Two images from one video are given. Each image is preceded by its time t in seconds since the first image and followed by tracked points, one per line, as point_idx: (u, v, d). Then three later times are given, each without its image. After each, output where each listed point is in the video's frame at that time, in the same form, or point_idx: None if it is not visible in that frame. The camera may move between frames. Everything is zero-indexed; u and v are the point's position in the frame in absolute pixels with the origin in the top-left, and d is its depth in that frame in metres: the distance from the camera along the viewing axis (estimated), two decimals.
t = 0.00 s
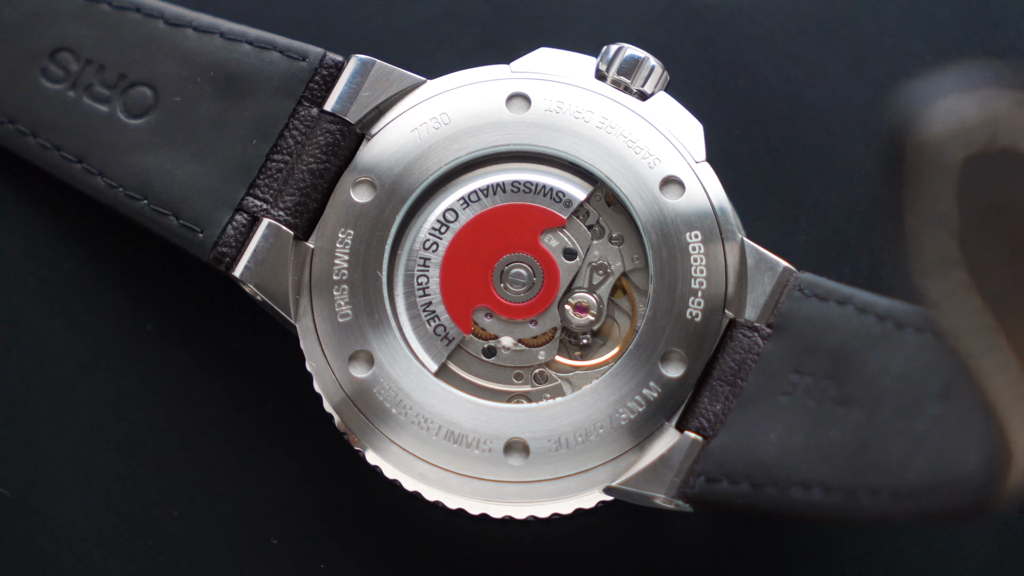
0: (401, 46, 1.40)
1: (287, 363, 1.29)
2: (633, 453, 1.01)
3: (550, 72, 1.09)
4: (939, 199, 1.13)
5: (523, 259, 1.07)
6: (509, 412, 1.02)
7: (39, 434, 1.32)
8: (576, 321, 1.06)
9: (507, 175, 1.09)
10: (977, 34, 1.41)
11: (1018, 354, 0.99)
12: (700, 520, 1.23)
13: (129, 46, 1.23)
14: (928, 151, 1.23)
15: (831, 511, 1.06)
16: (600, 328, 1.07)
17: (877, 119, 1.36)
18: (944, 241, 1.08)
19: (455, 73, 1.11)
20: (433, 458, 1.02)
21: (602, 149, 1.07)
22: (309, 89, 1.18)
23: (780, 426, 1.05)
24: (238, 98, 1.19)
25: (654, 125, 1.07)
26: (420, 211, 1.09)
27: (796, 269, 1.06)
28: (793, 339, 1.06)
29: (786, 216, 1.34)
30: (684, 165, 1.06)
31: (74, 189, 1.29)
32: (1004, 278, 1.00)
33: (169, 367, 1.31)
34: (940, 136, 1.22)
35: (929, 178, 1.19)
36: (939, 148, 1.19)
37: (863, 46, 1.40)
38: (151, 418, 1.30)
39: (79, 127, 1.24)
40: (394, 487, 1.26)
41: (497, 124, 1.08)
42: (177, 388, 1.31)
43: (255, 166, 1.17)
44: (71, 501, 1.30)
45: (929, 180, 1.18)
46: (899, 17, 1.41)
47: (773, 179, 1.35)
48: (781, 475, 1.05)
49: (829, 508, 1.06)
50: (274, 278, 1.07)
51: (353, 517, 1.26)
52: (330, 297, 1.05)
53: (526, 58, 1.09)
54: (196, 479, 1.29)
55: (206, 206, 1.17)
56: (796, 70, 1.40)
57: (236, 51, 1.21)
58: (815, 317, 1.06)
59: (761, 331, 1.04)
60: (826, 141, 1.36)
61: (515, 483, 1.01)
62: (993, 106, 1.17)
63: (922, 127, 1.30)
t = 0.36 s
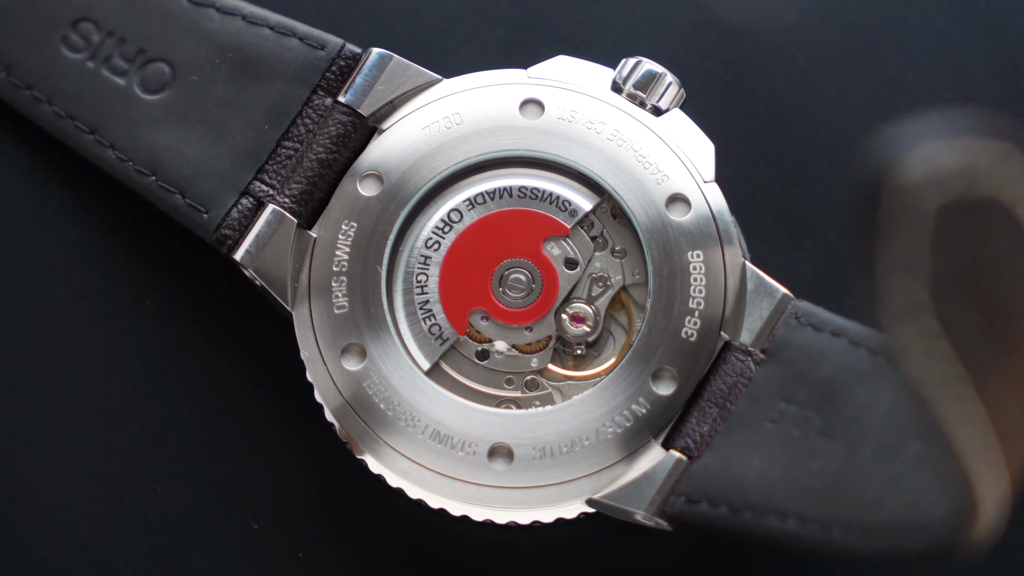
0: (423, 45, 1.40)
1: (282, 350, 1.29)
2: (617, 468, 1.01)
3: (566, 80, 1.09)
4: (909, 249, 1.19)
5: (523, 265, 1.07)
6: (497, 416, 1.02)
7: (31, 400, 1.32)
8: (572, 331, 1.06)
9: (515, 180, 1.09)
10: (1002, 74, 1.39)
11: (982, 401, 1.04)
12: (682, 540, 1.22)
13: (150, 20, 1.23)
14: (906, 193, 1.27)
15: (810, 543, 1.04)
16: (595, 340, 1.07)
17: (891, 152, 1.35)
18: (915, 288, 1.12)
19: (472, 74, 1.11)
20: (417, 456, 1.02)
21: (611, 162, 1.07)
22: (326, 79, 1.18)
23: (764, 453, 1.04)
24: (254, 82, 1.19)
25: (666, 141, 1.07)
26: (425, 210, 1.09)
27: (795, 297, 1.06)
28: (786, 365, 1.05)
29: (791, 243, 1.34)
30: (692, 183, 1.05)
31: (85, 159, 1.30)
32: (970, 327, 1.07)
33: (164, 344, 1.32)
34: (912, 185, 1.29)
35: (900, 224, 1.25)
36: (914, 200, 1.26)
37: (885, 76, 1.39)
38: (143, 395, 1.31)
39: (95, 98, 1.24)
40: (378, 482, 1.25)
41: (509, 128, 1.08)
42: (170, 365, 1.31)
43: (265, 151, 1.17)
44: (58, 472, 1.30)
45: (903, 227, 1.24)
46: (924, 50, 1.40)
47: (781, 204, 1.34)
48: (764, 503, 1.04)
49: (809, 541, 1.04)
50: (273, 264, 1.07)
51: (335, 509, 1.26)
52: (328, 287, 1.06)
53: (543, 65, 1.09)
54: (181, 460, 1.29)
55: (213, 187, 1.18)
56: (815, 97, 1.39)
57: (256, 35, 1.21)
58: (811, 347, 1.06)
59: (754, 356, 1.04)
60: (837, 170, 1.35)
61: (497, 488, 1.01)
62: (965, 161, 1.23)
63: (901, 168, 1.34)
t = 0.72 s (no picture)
0: (446, 45, 1.41)
1: (277, 337, 1.29)
2: (600, 481, 1.00)
3: (582, 90, 1.09)
4: (880, 288, 1.04)
5: (523, 271, 1.07)
6: (484, 420, 1.02)
7: (27, 366, 1.33)
8: (566, 341, 1.06)
9: (522, 185, 1.09)
10: None
11: (948, 454, 0.95)
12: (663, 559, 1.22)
13: None
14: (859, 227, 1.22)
15: None
16: (589, 351, 1.07)
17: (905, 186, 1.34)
18: (882, 329, 1.01)
19: (488, 77, 1.11)
20: (403, 453, 1.03)
21: (620, 175, 1.06)
22: (342, 70, 1.18)
23: (744, 477, 1.03)
24: (271, 68, 1.19)
25: (677, 158, 1.07)
26: (430, 208, 1.10)
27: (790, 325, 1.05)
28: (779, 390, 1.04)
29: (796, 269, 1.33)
30: (698, 203, 1.05)
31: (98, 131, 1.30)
32: (940, 380, 0.96)
33: (161, 321, 1.32)
34: (888, 225, 1.11)
35: (876, 267, 1.06)
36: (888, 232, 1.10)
37: (905, 109, 1.37)
38: (136, 369, 1.31)
39: (112, 71, 1.24)
40: (362, 476, 1.25)
41: (521, 134, 1.08)
42: (166, 342, 1.31)
43: (275, 137, 1.17)
44: (46, 438, 1.31)
45: (872, 271, 1.06)
46: (946, 87, 1.39)
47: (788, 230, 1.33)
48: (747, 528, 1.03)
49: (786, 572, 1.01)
50: (274, 251, 1.08)
51: (316, 499, 1.25)
52: (328, 278, 1.06)
53: (560, 73, 1.10)
54: (168, 437, 1.29)
55: (222, 169, 1.18)
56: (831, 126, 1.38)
57: (277, 21, 1.21)
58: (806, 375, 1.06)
59: (745, 380, 1.03)
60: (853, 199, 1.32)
61: (478, 492, 1.01)
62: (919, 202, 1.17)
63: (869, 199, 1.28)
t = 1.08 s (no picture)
0: (469, 39, 1.38)
1: (275, 323, 1.29)
2: (584, 492, 1.00)
3: (596, 101, 1.09)
4: (853, 324, 1.13)
5: (523, 277, 1.07)
6: (472, 422, 1.02)
7: (27, 334, 1.34)
8: (561, 350, 1.06)
9: (529, 191, 1.09)
10: None
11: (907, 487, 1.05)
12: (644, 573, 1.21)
13: None
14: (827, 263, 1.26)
15: None
16: (583, 361, 1.07)
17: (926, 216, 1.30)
18: (854, 366, 1.09)
19: (503, 81, 1.11)
20: (389, 449, 1.03)
21: (627, 188, 1.06)
22: (359, 63, 1.19)
23: (724, 500, 1.03)
24: (289, 55, 1.19)
25: (686, 174, 1.06)
26: (435, 208, 1.10)
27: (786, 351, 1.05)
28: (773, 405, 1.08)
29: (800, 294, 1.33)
30: (702, 222, 1.04)
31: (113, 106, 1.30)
32: (898, 422, 1.08)
33: (161, 299, 1.32)
34: (858, 266, 1.23)
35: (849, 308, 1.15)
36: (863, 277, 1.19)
37: (925, 139, 1.35)
38: (132, 345, 1.31)
39: (131, 46, 1.24)
40: (350, 468, 1.25)
41: (531, 140, 1.08)
42: (164, 321, 1.32)
43: (287, 124, 1.18)
44: (38, 407, 1.32)
45: (844, 310, 1.15)
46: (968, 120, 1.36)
47: (804, 249, 1.28)
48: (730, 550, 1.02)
49: None
50: (276, 238, 1.09)
51: (302, 489, 1.25)
52: (328, 269, 1.07)
53: (575, 82, 1.10)
54: (159, 416, 1.29)
55: (233, 153, 1.18)
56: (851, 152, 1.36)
57: (298, 9, 1.21)
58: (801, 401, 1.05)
59: (736, 404, 1.03)
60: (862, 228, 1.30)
61: (460, 493, 1.01)
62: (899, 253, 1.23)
63: (846, 238, 1.28)
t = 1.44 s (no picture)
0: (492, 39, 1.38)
1: (274, 309, 1.29)
2: (564, 502, 1.00)
3: (609, 113, 1.09)
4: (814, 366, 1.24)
5: (522, 283, 1.07)
6: (460, 424, 1.03)
7: (28, 299, 1.34)
8: (554, 359, 1.06)
9: (535, 198, 1.09)
10: None
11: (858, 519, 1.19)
12: None
13: None
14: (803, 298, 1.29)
15: None
16: (575, 372, 1.07)
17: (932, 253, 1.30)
18: (811, 407, 1.22)
19: (519, 86, 1.11)
20: (375, 444, 1.03)
21: (633, 202, 1.06)
22: (377, 57, 1.19)
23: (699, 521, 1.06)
24: (308, 43, 1.20)
25: (694, 192, 1.05)
26: (441, 207, 1.10)
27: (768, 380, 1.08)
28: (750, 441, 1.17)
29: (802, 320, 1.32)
30: (706, 242, 1.03)
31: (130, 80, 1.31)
32: (856, 462, 1.20)
33: (163, 275, 1.32)
34: (830, 304, 1.29)
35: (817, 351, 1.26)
36: (836, 319, 1.29)
37: (944, 175, 1.33)
38: (131, 319, 1.32)
39: (152, 21, 1.24)
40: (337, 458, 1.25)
41: (542, 147, 1.08)
42: (164, 297, 1.32)
43: (301, 112, 1.18)
44: (34, 374, 1.33)
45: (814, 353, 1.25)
46: (990, 159, 1.34)
47: (806, 279, 1.28)
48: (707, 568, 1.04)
49: None
50: (280, 225, 1.09)
51: (287, 477, 1.25)
52: (328, 260, 1.07)
53: (591, 92, 1.10)
54: (153, 392, 1.30)
55: (245, 135, 1.19)
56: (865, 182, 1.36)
57: None
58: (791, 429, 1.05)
59: (724, 426, 1.01)
60: (872, 260, 1.30)
61: (441, 494, 1.01)
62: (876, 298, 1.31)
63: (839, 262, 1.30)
